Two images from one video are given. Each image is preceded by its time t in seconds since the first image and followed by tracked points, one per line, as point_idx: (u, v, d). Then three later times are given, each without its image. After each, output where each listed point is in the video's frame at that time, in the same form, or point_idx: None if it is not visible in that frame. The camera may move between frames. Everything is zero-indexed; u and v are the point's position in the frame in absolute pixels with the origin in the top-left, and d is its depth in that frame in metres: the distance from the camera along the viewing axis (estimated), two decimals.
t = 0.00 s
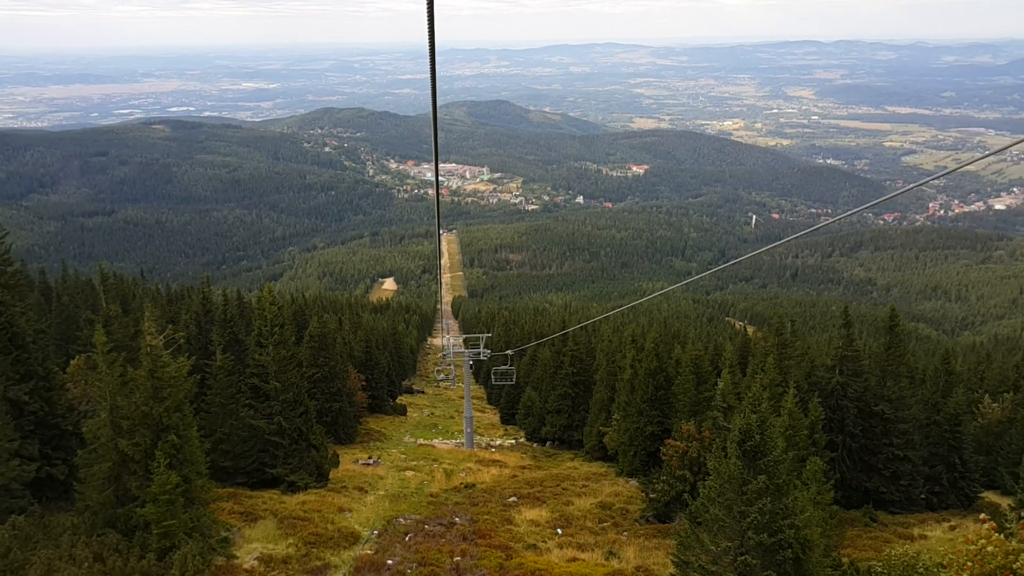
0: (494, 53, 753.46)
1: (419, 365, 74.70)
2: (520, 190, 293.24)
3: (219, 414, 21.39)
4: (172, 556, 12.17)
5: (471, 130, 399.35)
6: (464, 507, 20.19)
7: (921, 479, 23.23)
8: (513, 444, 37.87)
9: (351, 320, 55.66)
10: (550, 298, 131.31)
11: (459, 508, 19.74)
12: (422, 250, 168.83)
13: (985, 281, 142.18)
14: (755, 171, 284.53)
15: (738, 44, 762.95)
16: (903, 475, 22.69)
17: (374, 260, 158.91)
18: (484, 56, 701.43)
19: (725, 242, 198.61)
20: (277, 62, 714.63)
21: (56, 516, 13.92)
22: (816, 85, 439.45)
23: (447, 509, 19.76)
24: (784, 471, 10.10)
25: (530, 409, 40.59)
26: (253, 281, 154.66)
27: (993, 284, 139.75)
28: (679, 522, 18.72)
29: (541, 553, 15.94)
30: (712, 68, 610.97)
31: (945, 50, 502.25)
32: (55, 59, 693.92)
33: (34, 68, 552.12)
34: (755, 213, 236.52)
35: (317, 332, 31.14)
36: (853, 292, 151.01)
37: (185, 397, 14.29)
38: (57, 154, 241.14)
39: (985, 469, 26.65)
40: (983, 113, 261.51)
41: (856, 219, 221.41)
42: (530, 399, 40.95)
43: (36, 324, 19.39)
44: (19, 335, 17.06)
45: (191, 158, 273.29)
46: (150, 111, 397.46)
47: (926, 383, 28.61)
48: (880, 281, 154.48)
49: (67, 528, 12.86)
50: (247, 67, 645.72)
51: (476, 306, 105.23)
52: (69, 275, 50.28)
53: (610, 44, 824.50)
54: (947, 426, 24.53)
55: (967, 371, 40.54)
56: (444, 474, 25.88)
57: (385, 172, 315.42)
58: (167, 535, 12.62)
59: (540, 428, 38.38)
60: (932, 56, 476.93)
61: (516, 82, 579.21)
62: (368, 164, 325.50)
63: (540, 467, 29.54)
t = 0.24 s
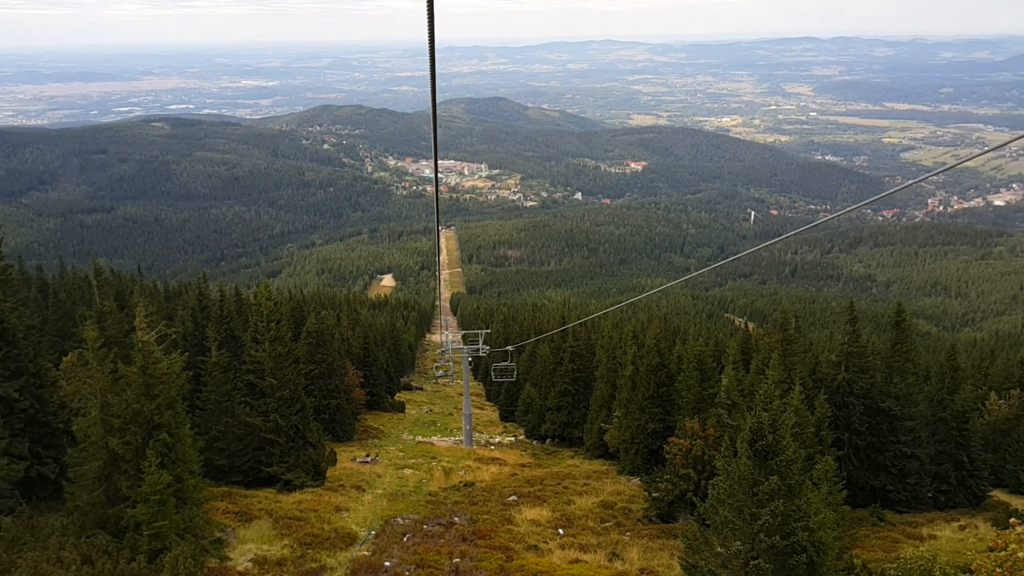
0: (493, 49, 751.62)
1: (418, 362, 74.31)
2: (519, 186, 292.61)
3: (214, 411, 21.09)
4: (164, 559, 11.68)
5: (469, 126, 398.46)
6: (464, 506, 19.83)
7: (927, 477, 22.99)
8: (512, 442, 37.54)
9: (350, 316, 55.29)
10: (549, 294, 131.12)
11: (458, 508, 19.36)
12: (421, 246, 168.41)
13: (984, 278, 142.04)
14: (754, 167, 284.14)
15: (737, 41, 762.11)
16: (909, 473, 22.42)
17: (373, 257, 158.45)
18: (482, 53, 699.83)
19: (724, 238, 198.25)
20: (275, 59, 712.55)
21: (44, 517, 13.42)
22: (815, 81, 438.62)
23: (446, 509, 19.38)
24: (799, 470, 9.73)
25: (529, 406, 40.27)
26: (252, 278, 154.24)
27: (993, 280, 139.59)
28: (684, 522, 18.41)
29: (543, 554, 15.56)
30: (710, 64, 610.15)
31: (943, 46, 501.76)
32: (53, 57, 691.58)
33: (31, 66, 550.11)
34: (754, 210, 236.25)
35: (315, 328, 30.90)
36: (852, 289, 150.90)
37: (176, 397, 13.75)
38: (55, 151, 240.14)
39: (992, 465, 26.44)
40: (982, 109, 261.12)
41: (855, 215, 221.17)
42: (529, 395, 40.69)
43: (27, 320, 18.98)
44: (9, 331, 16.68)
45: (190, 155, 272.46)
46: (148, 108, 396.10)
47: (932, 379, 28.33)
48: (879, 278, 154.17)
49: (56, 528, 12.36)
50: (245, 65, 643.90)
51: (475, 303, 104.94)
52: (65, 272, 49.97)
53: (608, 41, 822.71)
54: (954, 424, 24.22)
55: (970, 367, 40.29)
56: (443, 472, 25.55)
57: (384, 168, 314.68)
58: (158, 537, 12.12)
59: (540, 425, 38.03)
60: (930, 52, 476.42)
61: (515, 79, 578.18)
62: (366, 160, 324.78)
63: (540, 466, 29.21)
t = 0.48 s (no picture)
0: (492, 49, 750.54)
1: (418, 361, 74.05)
2: (518, 186, 292.09)
3: (210, 412, 20.77)
4: (156, 564, 11.29)
5: (469, 126, 398.02)
6: (465, 508, 19.51)
7: (936, 478, 22.61)
8: (512, 442, 37.15)
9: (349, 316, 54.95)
10: (549, 294, 130.79)
11: (458, 510, 19.02)
12: (420, 246, 168.06)
13: (984, 277, 141.54)
14: (753, 167, 283.70)
15: (736, 40, 760.81)
16: (918, 473, 22.03)
17: (372, 257, 158.01)
18: (481, 52, 699.00)
19: (723, 238, 197.80)
20: (274, 58, 711.45)
21: (34, 521, 13.06)
22: (814, 81, 437.89)
23: (447, 511, 19.01)
24: (814, 474, 9.43)
25: (530, 405, 39.89)
26: (252, 278, 153.99)
27: (992, 279, 139.09)
28: (690, 524, 18.10)
29: (547, 558, 15.20)
30: (710, 63, 609.13)
31: (943, 45, 500.46)
32: (52, 57, 690.45)
33: (30, 66, 549.32)
34: (754, 209, 235.81)
35: (314, 328, 30.51)
36: (852, 288, 150.54)
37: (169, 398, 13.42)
38: (54, 152, 239.54)
39: (999, 465, 26.06)
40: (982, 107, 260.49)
41: (855, 214, 220.70)
42: (531, 395, 40.31)
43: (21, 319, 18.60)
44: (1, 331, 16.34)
45: (189, 155, 272.03)
46: (148, 109, 395.57)
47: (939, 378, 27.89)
48: (880, 277, 153.71)
49: (46, 534, 11.97)
50: (244, 65, 642.96)
51: (475, 302, 104.80)
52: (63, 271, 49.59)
53: (608, 40, 821.89)
54: (963, 423, 23.83)
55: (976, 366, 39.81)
56: (443, 473, 25.19)
57: (383, 168, 314.34)
58: (149, 541, 11.74)
59: (542, 425, 37.63)
60: (930, 50, 475.08)
61: (514, 78, 577.49)
62: (366, 160, 324.43)
63: (542, 466, 28.85)
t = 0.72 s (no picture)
0: (493, 48, 749.77)
1: (418, 360, 73.74)
2: (519, 185, 291.67)
3: (206, 412, 20.54)
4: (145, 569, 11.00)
5: (469, 125, 397.67)
6: (465, 509, 19.24)
7: (941, 478, 22.37)
8: (513, 442, 36.86)
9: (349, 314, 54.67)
10: (550, 293, 130.65)
11: (458, 511, 18.71)
12: (420, 246, 167.77)
13: (984, 276, 141.25)
14: (754, 167, 283.34)
15: (736, 40, 760.06)
16: (924, 474, 21.72)
17: (373, 256, 157.66)
18: (482, 52, 698.24)
19: (724, 237, 197.44)
20: (274, 57, 709.66)
21: (22, 525, 12.78)
22: (815, 81, 437.38)
23: (447, 512, 18.69)
24: (827, 480, 9.20)
25: (531, 405, 39.70)
26: (252, 277, 153.63)
27: (993, 279, 138.79)
28: (694, 527, 17.86)
29: (547, 561, 14.93)
30: (710, 63, 608.23)
31: (943, 45, 499.27)
32: (52, 55, 688.87)
33: (31, 65, 548.65)
34: (755, 209, 235.48)
35: (313, 326, 30.23)
36: (852, 288, 150.26)
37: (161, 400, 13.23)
38: (54, 150, 239.06)
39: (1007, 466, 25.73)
40: (983, 107, 260.04)
41: (856, 214, 220.38)
42: (531, 394, 40.02)
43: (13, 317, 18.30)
44: None
45: (189, 154, 271.61)
46: (148, 108, 394.83)
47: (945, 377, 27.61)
48: (880, 277, 153.39)
49: (33, 537, 11.66)
50: (245, 64, 642.24)
51: (475, 301, 104.87)
52: (61, 269, 49.31)
53: (608, 40, 821.46)
54: (970, 423, 23.53)
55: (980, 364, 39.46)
56: (443, 474, 24.89)
57: (384, 167, 314.17)
58: (141, 544, 11.44)
59: (543, 425, 37.28)
60: (931, 51, 474.04)
61: (514, 78, 576.93)
62: (366, 160, 324.24)
63: (542, 466, 28.55)
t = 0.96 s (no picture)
0: (493, 48, 749.24)
1: (419, 360, 73.48)
2: (520, 185, 291.25)
3: (203, 411, 20.19)
4: None
5: (470, 125, 397.41)
6: (466, 512, 18.85)
7: (951, 481, 22.00)
8: (515, 443, 36.55)
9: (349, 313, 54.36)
10: (551, 292, 130.38)
11: (459, 514, 18.33)
12: (421, 245, 167.48)
13: (986, 276, 140.68)
14: (755, 166, 282.90)
15: (737, 40, 759.15)
16: (934, 476, 21.32)
17: (374, 256, 157.42)
18: (483, 52, 697.91)
19: (725, 237, 196.95)
20: (275, 57, 709.31)
21: (11, 528, 12.40)
22: (816, 81, 436.62)
23: (448, 514, 18.31)
24: (845, 482, 8.91)
25: (532, 405, 39.35)
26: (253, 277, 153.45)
27: (994, 278, 138.29)
28: (701, 531, 17.50)
29: (551, 566, 14.52)
30: (711, 63, 607.65)
31: (944, 45, 498.02)
32: (53, 55, 688.54)
33: (31, 65, 548.23)
34: (756, 208, 235.07)
35: (312, 325, 29.87)
36: (854, 288, 149.74)
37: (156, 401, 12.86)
38: (55, 150, 238.73)
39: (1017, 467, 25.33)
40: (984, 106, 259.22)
41: (857, 214, 219.84)
42: (533, 394, 39.66)
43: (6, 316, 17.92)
44: None
45: (190, 154, 271.47)
46: (150, 107, 394.75)
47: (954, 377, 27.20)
48: (881, 277, 152.96)
49: (23, 541, 11.29)
50: (246, 64, 642.40)
51: (476, 301, 104.65)
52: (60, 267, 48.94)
53: (609, 40, 821.00)
54: (981, 425, 23.13)
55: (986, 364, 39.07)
56: (444, 475, 24.53)
57: (385, 167, 313.96)
58: (132, 549, 11.04)
59: (544, 425, 36.95)
60: (932, 51, 473.01)
61: (515, 78, 576.44)
62: (367, 159, 324.00)
63: (544, 467, 28.21)
